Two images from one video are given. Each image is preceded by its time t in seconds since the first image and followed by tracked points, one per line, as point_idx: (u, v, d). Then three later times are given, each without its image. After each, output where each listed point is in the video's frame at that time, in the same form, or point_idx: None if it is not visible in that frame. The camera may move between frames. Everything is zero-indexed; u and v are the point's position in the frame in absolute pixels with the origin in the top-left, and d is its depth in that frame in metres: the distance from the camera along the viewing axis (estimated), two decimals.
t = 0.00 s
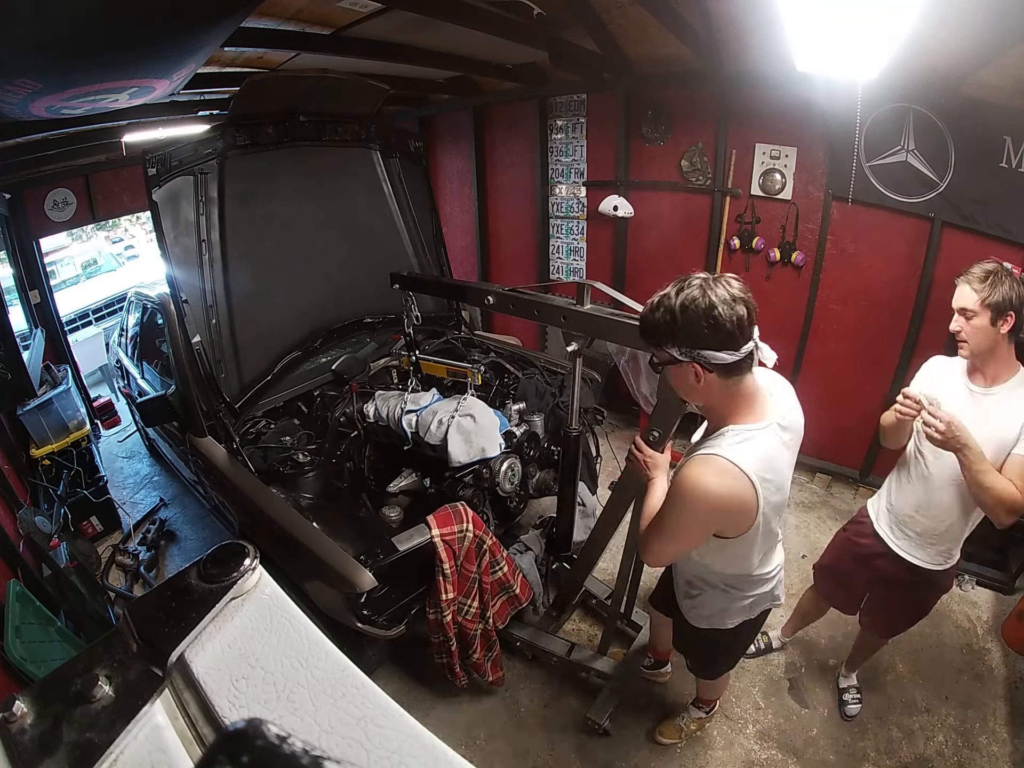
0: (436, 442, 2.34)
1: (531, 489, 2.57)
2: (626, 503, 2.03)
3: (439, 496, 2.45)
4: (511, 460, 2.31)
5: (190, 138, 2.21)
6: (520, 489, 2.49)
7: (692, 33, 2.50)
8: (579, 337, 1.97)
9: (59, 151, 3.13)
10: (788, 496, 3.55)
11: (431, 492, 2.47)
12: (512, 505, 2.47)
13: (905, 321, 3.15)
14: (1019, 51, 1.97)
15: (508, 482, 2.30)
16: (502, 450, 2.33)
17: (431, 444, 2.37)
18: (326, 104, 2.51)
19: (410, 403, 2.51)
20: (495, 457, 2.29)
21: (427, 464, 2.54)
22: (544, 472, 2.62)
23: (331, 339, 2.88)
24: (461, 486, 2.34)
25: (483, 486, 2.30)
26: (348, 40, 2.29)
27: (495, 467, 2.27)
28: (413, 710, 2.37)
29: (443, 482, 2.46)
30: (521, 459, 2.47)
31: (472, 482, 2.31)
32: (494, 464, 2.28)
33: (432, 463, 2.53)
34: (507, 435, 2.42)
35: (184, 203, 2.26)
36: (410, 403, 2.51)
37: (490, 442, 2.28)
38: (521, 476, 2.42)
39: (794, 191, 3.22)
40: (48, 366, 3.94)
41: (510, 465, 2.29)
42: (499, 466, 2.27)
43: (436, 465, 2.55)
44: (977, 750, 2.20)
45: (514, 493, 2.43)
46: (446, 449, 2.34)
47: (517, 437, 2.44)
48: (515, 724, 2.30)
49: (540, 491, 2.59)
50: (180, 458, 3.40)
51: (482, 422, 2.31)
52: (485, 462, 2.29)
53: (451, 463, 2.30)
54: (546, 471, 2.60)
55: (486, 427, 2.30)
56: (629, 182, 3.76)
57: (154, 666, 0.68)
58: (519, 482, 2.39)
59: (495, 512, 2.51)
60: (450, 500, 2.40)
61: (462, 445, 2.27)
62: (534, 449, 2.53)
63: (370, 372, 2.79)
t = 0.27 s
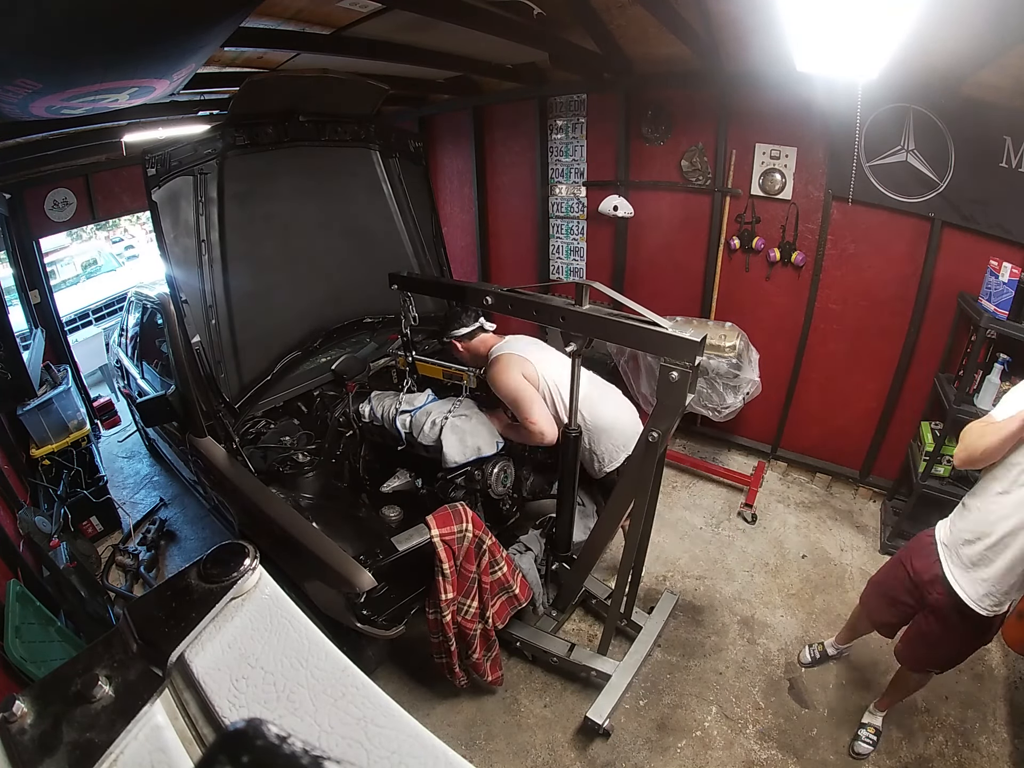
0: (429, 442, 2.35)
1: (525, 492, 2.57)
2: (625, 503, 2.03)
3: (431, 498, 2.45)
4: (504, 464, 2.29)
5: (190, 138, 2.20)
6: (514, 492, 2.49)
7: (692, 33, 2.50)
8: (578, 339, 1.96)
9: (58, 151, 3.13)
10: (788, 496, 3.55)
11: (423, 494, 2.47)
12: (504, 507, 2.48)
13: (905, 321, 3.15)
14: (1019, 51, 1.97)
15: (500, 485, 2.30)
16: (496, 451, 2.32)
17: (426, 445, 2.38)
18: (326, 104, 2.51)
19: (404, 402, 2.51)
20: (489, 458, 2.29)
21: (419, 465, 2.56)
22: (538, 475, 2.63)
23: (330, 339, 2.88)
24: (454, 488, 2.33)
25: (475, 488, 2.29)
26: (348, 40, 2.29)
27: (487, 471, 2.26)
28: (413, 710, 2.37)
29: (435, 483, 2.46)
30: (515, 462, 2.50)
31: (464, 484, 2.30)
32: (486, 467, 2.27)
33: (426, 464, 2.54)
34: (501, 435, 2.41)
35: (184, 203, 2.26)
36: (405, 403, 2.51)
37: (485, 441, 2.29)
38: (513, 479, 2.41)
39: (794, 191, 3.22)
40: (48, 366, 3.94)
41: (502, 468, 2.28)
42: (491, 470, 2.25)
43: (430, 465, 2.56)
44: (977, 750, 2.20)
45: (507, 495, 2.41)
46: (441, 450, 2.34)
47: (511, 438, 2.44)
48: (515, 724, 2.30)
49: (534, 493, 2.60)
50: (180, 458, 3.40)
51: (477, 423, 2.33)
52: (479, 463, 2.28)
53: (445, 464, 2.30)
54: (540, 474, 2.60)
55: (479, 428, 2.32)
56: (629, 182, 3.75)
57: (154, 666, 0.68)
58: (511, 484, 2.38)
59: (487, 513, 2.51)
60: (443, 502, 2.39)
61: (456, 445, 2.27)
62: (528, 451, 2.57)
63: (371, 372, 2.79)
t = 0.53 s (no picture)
0: (436, 442, 2.34)
1: (530, 489, 2.58)
2: (626, 502, 2.03)
3: (438, 496, 2.45)
4: (511, 461, 2.31)
5: (190, 138, 2.21)
6: (519, 489, 2.50)
7: (692, 33, 2.49)
8: (579, 338, 1.97)
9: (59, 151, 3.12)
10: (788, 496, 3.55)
11: (430, 493, 2.47)
12: (511, 505, 2.48)
13: (905, 321, 3.15)
14: (1019, 51, 1.97)
15: (508, 482, 2.31)
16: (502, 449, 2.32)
17: (433, 444, 2.36)
18: (326, 103, 2.51)
19: (409, 402, 2.50)
20: (496, 456, 2.29)
21: (426, 464, 2.55)
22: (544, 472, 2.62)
23: (331, 339, 2.87)
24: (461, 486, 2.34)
25: (482, 485, 2.30)
26: (348, 40, 2.29)
27: (495, 468, 2.27)
28: (413, 710, 2.37)
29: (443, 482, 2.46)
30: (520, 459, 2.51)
31: (472, 482, 2.31)
32: (494, 465, 2.28)
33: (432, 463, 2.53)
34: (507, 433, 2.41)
35: (184, 203, 2.26)
36: (409, 403, 2.50)
37: (493, 439, 2.29)
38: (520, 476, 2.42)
39: (794, 191, 3.22)
40: (48, 366, 3.94)
41: (509, 465, 2.29)
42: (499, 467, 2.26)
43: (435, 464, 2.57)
44: (977, 750, 2.20)
45: (514, 493, 2.43)
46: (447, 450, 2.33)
47: (516, 436, 2.47)
48: (515, 724, 2.30)
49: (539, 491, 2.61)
50: (180, 458, 3.40)
51: (483, 421, 2.31)
52: (486, 462, 2.29)
53: (452, 463, 2.29)
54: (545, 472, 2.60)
55: (487, 425, 2.31)
56: (629, 182, 3.76)
57: (154, 666, 0.68)
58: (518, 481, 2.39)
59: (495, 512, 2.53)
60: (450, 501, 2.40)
61: (464, 445, 2.27)
62: (533, 448, 2.57)
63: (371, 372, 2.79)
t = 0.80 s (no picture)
0: (437, 442, 2.34)
1: (531, 489, 2.56)
2: (626, 501, 2.03)
3: (439, 496, 2.46)
4: (513, 461, 2.30)
5: (190, 138, 2.21)
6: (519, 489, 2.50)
7: (692, 33, 2.50)
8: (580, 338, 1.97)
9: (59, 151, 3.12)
10: (788, 496, 3.55)
11: (432, 492, 2.47)
12: (512, 505, 2.48)
13: (905, 321, 3.15)
14: (1019, 51, 1.97)
15: (509, 482, 2.30)
16: (504, 449, 2.31)
17: (435, 444, 2.36)
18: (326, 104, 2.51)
19: (411, 402, 2.48)
20: (498, 456, 2.28)
21: (428, 464, 2.54)
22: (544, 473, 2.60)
23: (330, 339, 2.87)
24: (462, 486, 2.36)
25: (483, 486, 2.31)
26: (348, 40, 2.29)
27: (496, 467, 2.27)
28: (413, 709, 2.37)
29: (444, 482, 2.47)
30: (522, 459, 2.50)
31: (473, 482, 2.32)
32: (495, 465, 2.27)
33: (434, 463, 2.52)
34: (510, 435, 2.40)
35: (184, 203, 2.26)
36: (411, 402, 2.49)
37: (494, 440, 2.27)
38: (521, 476, 2.42)
39: (794, 192, 3.22)
40: (49, 366, 3.94)
41: (512, 465, 2.29)
42: (500, 467, 2.26)
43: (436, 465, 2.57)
44: (977, 750, 2.20)
45: (516, 493, 2.43)
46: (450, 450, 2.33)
47: (519, 436, 2.44)
48: (515, 724, 2.30)
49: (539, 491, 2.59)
50: (180, 458, 3.40)
51: (484, 421, 2.29)
52: (486, 462, 2.28)
53: (453, 463, 2.30)
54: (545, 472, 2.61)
55: (489, 426, 2.29)
56: (629, 182, 3.75)
57: (154, 666, 0.68)
58: (519, 482, 2.38)
59: (495, 512, 2.53)
60: (450, 501, 2.42)
61: (465, 445, 2.26)
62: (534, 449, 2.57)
63: (372, 372, 2.76)
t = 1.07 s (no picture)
0: (433, 442, 2.34)
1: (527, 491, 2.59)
2: (626, 501, 2.03)
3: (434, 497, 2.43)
4: (508, 463, 2.30)
5: (190, 138, 2.21)
6: (517, 491, 2.51)
7: (692, 33, 2.49)
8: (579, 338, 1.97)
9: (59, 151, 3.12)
10: (788, 496, 3.55)
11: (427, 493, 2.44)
12: (508, 508, 2.47)
13: (905, 321, 3.15)
14: (1020, 51, 1.97)
15: (505, 484, 2.30)
16: (500, 451, 2.31)
17: (431, 444, 2.36)
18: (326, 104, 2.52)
19: (408, 402, 2.49)
20: (494, 458, 2.29)
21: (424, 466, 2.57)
22: (539, 476, 2.64)
23: (330, 339, 2.87)
24: (458, 487, 2.35)
25: (479, 487, 2.30)
26: (347, 40, 2.29)
27: (492, 469, 2.27)
28: (413, 709, 2.37)
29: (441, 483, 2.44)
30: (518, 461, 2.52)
31: (469, 483, 2.31)
32: (490, 466, 2.28)
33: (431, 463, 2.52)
34: (505, 437, 2.42)
35: (184, 203, 2.26)
36: (408, 403, 2.49)
37: (490, 442, 2.28)
38: (517, 478, 2.42)
39: (794, 191, 3.22)
40: (49, 366, 3.94)
41: (507, 466, 2.28)
42: (496, 469, 2.26)
43: (433, 465, 2.56)
44: (977, 750, 2.21)
45: (510, 495, 2.41)
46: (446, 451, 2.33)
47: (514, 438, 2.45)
48: (515, 724, 2.30)
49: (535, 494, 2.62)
50: (180, 458, 3.40)
51: (479, 423, 2.31)
52: (482, 463, 2.29)
53: (449, 464, 2.30)
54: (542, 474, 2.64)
55: (485, 427, 2.31)
56: (629, 182, 3.75)
57: (154, 666, 0.68)
58: (515, 484, 2.39)
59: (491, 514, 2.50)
60: (447, 502, 2.40)
61: (461, 446, 2.27)
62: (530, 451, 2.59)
63: (371, 372, 2.76)
